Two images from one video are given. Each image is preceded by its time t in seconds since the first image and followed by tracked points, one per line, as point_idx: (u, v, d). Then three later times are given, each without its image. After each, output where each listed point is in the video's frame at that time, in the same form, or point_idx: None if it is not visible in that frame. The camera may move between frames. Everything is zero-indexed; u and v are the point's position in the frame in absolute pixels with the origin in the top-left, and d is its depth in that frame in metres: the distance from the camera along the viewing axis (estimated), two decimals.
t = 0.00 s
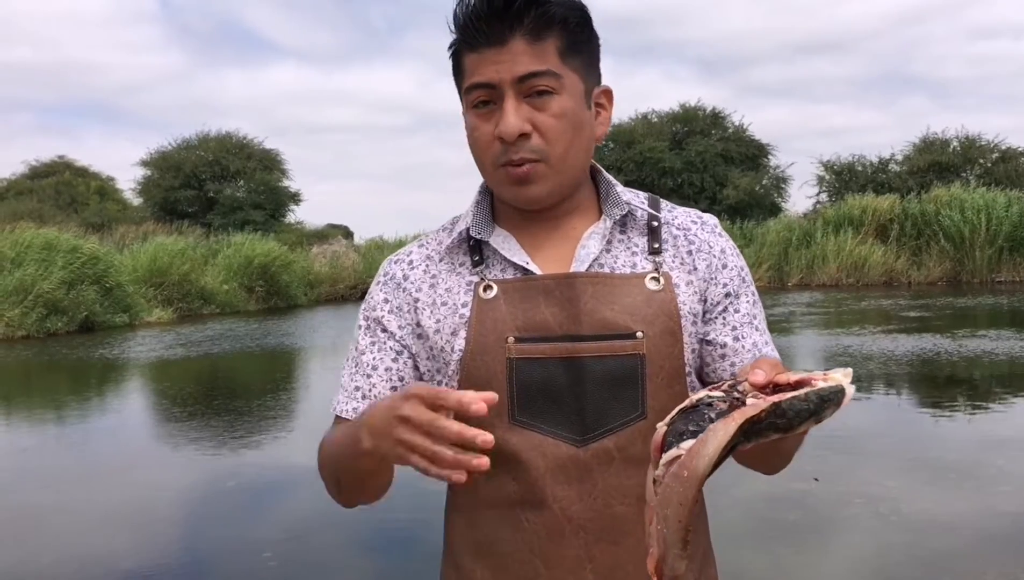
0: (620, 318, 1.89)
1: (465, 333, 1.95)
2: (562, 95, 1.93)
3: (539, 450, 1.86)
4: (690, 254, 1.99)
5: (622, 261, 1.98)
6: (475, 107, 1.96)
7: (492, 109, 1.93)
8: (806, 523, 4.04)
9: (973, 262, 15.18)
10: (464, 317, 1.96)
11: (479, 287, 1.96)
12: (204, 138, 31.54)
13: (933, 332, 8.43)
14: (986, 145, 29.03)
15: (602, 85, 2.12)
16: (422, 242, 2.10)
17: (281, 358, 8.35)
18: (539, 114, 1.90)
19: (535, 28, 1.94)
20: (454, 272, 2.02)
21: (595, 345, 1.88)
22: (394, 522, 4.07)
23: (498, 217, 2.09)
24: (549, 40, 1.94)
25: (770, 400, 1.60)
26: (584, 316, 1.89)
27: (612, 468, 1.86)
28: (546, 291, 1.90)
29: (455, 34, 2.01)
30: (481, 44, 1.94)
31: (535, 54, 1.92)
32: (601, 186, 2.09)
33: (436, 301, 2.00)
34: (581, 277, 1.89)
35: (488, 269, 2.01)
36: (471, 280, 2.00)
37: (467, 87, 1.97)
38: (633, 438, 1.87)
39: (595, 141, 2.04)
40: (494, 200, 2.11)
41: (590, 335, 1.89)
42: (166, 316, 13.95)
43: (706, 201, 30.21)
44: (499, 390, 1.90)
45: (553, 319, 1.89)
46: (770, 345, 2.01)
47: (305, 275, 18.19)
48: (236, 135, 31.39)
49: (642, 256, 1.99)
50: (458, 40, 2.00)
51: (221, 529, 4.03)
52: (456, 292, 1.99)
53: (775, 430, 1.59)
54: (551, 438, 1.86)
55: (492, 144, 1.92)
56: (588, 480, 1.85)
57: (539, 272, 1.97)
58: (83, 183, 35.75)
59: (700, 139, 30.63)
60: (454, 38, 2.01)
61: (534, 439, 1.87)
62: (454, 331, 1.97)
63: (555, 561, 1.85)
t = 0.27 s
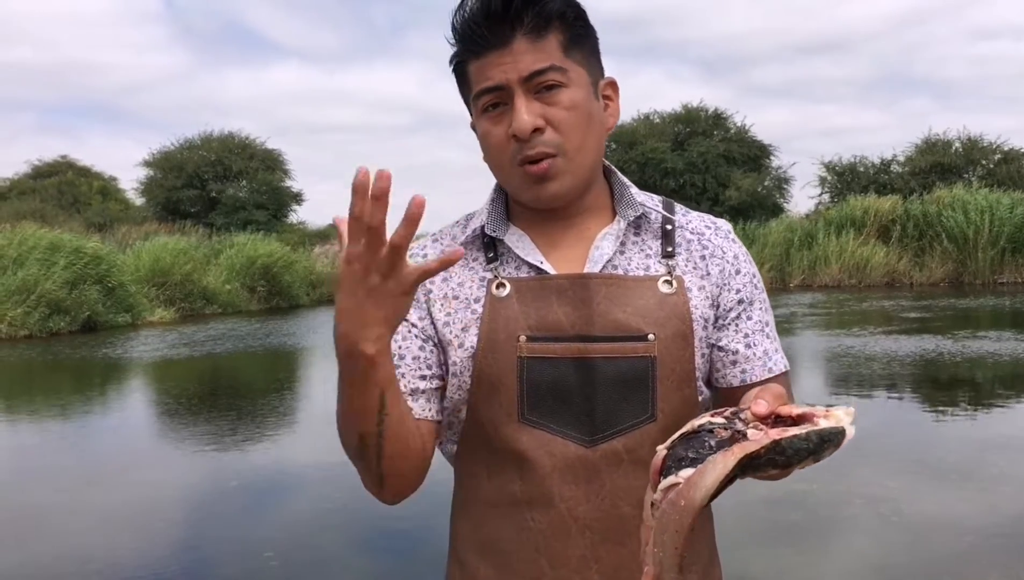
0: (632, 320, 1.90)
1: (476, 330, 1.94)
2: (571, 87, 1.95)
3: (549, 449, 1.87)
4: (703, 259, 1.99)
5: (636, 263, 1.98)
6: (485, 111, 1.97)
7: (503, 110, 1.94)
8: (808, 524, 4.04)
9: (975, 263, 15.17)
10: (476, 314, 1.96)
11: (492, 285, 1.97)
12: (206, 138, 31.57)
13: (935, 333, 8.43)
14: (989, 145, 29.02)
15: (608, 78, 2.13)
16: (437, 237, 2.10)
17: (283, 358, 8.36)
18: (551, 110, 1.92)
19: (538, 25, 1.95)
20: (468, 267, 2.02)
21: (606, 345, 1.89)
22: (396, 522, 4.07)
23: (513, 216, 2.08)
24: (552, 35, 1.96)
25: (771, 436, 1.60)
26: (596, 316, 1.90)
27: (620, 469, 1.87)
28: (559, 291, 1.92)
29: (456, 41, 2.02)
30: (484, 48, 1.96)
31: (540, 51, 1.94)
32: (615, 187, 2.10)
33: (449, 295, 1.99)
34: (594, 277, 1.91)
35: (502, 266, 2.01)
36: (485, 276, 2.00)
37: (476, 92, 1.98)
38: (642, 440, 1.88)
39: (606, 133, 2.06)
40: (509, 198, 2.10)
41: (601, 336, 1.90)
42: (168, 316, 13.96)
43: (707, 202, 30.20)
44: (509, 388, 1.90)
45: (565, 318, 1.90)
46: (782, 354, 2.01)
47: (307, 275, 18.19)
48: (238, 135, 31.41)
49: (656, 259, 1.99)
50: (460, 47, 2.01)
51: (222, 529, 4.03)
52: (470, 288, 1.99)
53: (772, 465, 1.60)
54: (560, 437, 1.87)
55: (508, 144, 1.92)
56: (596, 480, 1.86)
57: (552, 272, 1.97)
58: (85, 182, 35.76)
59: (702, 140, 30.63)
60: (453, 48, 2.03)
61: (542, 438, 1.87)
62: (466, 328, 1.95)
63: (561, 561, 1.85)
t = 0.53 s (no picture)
0: (638, 323, 1.89)
1: (484, 332, 1.96)
2: (590, 92, 1.94)
3: (552, 451, 1.88)
4: (712, 265, 1.98)
5: (643, 268, 1.98)
6: (503, 111, 1.96)
7: (521, 111, 1.94)
8: (808, 528, 4.04)
9: (975, 267, 15.17)
10: (483, 315, 1.97)
11: (498, 286, 1.98)
12: (207, 139, 31.58)
13: (936, 337, 8.42)
14: (989, 149, 29.02)
15: (624, 84, 2.13)
16: (450, 238, 2.10)
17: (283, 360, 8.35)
18: (570, 113, 1.91)
19: (560, 27, 1.94)
20: (478, 268, 2.03)
21: (611, 349, 1.88)
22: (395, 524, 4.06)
23: (524, 218, 2.09)
24: (574, 38, 1.95)
25: (755, 459, 1.60)
26: (602, 320, 1.89)
27: (622, 472, 1.87)
28: (565, 294, 1.91)
29: (476, 38, 2.01)
30: (504, 47, 1.95)
31: (561, 53, 1.93)
32: (626, 194, 2.10)
33: (461, 296, 2.00)
34: (600, 281, 1.90)
35: (511, 268, 2.01)
36: (494, 278, 2.01)
37: (494, 91, 1.97)
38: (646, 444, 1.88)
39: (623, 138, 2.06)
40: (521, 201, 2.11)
41: (607, 339, 1.88)
42: (167, 317, 13.95)
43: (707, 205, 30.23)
44: (514, 390, 1.91)
45: (571, 321, 1.90)
46: (789, 362, 2.00)
47: (307, 277, 18.19)
48: (239, 136, 31.42)
49: (663, 263, 1.98)
50: (480, 45, 2.00)
51: (221, 531, 4.02)
52: (480, 290, 2.00)
53: (749, 488, 1.61)
54: (564, 440, 1.88)
55: (525, 145, 1.92)
56: (597, 483, 1.86)
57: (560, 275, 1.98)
58: (86, 183, 35.77)
59: (702, 142, 30.65)
60: (473, 45, 2.01)
61: (546, 440, 1.88)
62: (474, 330, 1.98)
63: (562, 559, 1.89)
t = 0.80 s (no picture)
0: (648, 329, 1.89)
1: (493, 335, 1.96)
2: (611, 90, 1.95)
3: (560, 456, 1.88)
4: (723, 272, 1.97)
5: (654, 273, 1.98)
6: (522, 103, 1.97)
7: (539, 103, 1.95)
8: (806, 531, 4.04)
9: (973, 271, 15.18)
10: (493, 317, 1.98)
11: (508, 289, 1.98)
12: (205, 140, 31.57)
13: (934, 341, 8.43)
14: (987, 153, 29.06)
15: (642, 89, 2.14)
16: (459, 239, 2.10)
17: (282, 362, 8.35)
18: (590, 107, 1.92)
19: (584, 25, 1.96)
20: (488, 271, 2.03)
21: (620, 355, 1.88)
22: (394, 526, 4.06)
23: (535, 219, 2.09)
24: (597, 36, 1.97)
25: (780, 504, 1.56)
26: (612, 325, 1.89)
27: (629, 478, 1.88)
28: (575, 299, 1.91)
29: (497, 32, 2.02)
30: (528, 40, 1.96)
31: (584, 49, 1.94)
32: (637, 198, 2.10)
33: (471, 299, 2.01)
34: (611, 287, 1.90)
35: (521, 271, 2.01)
36: (503, 281, 2.00)
37: (514, 83, 1.98)
38: (653, 449, 1.88)
39: (638, 141, 2.06)
40: (532, 202, 2.11)
41: (617, 344, 1.89)
42: (166, 318, 13.94)
43: (706, 208, 30.25)
44: (522, 394, 1.91)
45: (580, 326, 1.90)
46: (795, 370, 2.01)
47: (306, 279, 18.18)
48: (237, 138, 31.42)
49: (674, 269, 1.98)
50: (502, 38, 2.01)
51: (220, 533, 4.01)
52: (490, 292, 2.00)
53: (773, 533, 1.58)
54: (572, 444, 1.88)
55: (542, 136, 1.92)
56: (604, 488, 1.87)
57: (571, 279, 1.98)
58: (84, 184, 35.76)
59: (701, 145, 30.67)
60: (493, 40, 2.02)
61: (554, 444, 1.89)
62: (484, 333, 1.98)
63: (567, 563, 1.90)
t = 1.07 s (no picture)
0: (656, 334, 1.88)
1: (502, 336, 1.95)
2: (623, 91, 1.95)
3: (564, 458, 1.88)
4: (736, 278, 1.96)
5: (665, 278, 1.97)
6: (535, 101, 1.98)
7: (552, 102, 1.96)
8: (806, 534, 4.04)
9: (971, 274, 15.20)
10: (501, 318, 1.97)
11: (518, 290, 1.97)
12: (205, 141, 31.58)
13: (933, 343, 8.44)
14: (986, 156, 29.10)
15: (658, 92, 2.12)
16: (471, 237, 2.10)
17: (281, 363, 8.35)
18: (601, 108, 1.92)
19: (599, 25, 1.97)
20: (498, 271, 2.03)
21: (628, 359, 1.88)
22: (394, 527, 4.06)
23: (547, 219, 2.09)
24: (612, 37, 1.97)
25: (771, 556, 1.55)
26: (620, 329, 1.89)
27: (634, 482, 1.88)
28: (583, 302, 1.91)
29: (514, 30, 2.04)
30: (543, 38, 1.97)
31: (597, 49, 1.95)
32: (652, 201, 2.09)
33: (479, 299, 2.00)
34: (620, 291, 1.90)
35: (531, 272, 2.01)
36: (513, 281, 2.00)
37: (528, 82, 1.99)
38: (659, 454, 1.88)
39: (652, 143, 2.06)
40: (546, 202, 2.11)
41: (625, 348, 1.88)
42: (164, 319, 13.94)
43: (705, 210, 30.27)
44: (529, 396, 1.91)
45: (588, 329, 1.90)
46: (810, 377, 2.01)
47: (305, 280, 18.18)
48: (237, 139, 31.43)
49: (686, 273, 1.97)
50: (518, 37, 2.03)
51: (219, 534, 4.01)
52: (498, 293, 2.00)
53: None
54: (578, 447, 1.88)
55: (553, 135, 1.93)
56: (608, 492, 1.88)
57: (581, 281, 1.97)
58: (83, 185, 35.74)
59: (700, 147, 30.70)
60: (509, 38, 2.03)
61: (560, 447, 1.89)
62: (492, 334, 1.97)
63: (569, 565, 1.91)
